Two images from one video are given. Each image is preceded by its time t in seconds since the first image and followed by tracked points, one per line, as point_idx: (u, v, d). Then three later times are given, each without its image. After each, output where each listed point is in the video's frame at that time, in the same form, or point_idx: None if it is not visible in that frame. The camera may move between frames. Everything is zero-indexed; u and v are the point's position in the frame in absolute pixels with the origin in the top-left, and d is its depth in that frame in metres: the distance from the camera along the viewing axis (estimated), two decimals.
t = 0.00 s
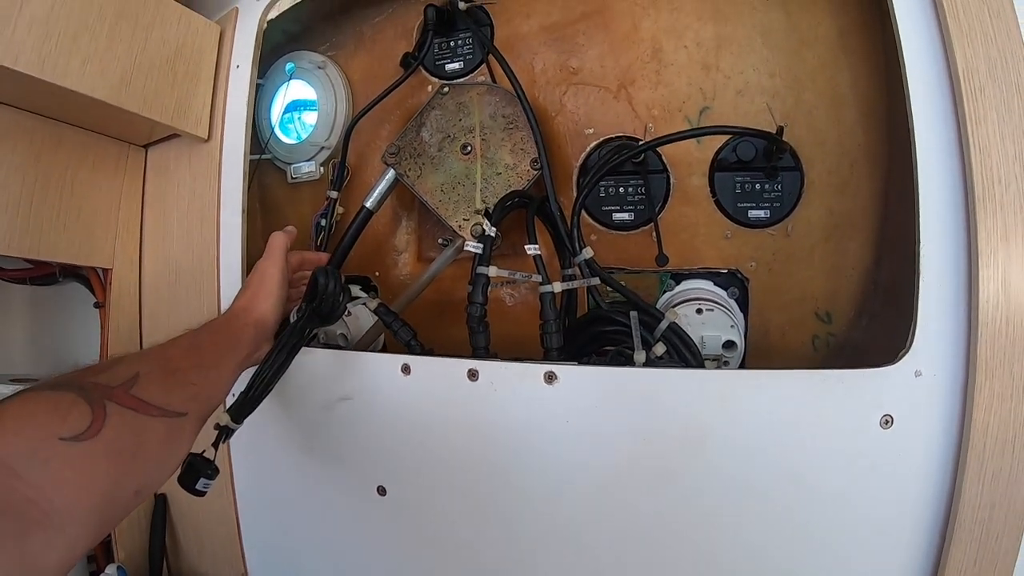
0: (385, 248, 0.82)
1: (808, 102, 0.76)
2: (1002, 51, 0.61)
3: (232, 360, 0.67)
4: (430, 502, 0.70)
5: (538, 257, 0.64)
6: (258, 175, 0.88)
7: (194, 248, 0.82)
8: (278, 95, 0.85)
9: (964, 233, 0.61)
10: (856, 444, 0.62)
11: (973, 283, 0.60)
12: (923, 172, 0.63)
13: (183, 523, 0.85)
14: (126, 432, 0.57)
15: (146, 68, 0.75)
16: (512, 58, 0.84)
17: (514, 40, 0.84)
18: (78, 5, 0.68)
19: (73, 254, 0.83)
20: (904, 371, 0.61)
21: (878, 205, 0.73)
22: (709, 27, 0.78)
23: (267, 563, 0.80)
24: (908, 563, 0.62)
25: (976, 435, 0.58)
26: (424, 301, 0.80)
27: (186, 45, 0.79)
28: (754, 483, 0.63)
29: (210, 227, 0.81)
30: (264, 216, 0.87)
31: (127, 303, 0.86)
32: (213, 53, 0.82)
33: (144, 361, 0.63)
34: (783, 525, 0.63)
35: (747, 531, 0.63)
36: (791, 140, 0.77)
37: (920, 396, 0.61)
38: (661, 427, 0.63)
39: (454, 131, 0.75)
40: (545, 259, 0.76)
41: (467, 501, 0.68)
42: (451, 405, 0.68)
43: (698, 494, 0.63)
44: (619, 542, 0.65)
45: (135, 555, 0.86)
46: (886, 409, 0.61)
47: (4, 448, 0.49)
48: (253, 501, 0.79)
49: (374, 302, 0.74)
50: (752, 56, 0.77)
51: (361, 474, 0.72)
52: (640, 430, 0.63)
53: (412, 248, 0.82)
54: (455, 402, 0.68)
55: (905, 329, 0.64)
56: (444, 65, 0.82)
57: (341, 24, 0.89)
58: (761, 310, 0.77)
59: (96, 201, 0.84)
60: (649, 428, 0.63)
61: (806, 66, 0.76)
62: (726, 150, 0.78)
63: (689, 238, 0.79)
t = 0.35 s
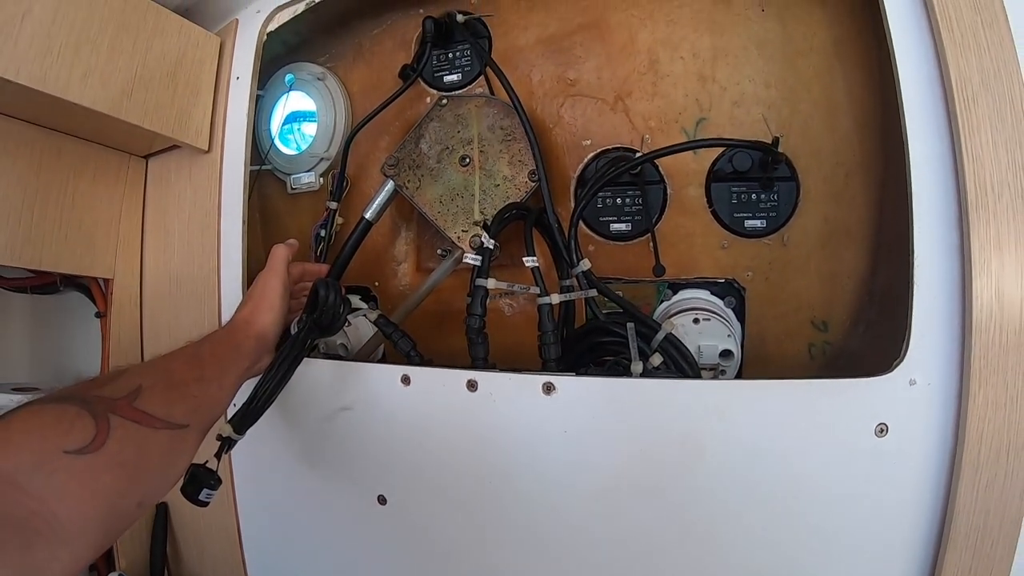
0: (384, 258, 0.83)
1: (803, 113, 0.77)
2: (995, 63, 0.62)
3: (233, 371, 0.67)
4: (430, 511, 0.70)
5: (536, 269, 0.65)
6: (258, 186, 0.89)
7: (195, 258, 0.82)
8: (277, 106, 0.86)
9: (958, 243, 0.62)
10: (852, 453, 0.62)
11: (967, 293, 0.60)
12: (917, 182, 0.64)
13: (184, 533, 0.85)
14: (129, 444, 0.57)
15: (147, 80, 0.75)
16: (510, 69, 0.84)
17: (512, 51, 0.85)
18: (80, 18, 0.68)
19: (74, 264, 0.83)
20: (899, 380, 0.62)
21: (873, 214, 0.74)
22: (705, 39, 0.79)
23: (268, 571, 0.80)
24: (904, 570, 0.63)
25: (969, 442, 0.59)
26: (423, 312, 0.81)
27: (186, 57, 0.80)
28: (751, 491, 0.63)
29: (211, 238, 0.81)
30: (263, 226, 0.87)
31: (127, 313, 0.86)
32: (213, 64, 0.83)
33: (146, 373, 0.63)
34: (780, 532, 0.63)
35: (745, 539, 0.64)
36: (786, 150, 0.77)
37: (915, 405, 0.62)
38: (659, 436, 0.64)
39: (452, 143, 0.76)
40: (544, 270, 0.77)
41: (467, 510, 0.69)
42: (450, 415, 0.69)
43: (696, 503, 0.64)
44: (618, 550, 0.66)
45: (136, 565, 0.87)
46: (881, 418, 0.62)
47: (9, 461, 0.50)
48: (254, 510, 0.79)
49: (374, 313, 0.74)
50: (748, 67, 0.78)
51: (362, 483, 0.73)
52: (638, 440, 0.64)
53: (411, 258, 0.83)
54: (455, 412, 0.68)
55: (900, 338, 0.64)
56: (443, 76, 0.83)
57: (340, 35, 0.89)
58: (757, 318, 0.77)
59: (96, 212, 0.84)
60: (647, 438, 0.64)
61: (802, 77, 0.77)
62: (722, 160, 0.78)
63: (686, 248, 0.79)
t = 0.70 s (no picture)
0: (384, 264, 0.83)
1: (801, 118, 0.77)
2: (991, 68, 0.62)
3: (234, 377, 0.68)
4: (431, 515, 0.70)
5: (535, 276, 0.65)
6: (258, 192, 0.89)
7: (196, 264, 0.83)
8: (278, 112, 0.86)
9: (955, 247, 0.62)
10: (851, 457, 0.63)
11: (964, 297, 0.61)
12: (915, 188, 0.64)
13: (185, 537, 0.85)
14: (131, 449, 0.57)
15: (148, 87, 0.76)
16: (509, 76, 0.85)
17: (511, 58, 0.85)
18: (81, 24, 0.69)
19: (75, 269, 0.83)
20: (896, 384, 0.62)
21: (871, 219, 0.74)
22: (703, 45, 0.80)
23: None
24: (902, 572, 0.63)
25: (968, 446, 0.59)
26: (423, 317, 0.81)
27: (187, 63, 0.80)
28: (749, 495, 0.64)
29: (212, 243, 0.82)
30: (264, 232, 0.88)
31: (128, 318, 0.87)
32: (214, 71, 0.83)
33: (147, 378, 0.64)
34: (779, 536, 0.64)
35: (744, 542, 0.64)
36: (784, 156, 0.78)
37: (913, 408, 0.62)
38: (658, 441, 0.64)
39: (452, 149, 0.76)
40: (543, 276, 0.77)
41: (468, 514, 0.69)
42: (451, 419, 0.69)
43: (695, 506, 0.64)
44: (618, 554, 0.66)
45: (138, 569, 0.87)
46: (880, 422, 0.62)
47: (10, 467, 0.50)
48: (255, 515, 0.80)
49: (374, 319, 0.74)
50: (745, 73, 0.79)
51: (362, 488, 0.73)
52: (638, 444, 0.64)
53: (411, 264, 0.83)
54: (455, 417, 0.69)
55: (897, 342, 0.65)
56: (443, 83, 0.84)
57: (340, 41, 0.90)
58: (756, 323, 0.78)
59: (98, 217, 0.85)
60: (648, 442, 0.64)
61: (799, 83, 0.77)
62: (721, 166, 0.79)
63: (685, 253, 0.80)
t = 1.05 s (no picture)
0: (385, 267, 0.83)
1: (802, 121, 0.77)
2: (993, 68, 0.62)
3: (235, 381, 0.67)
4: (434, 519, 0.70)
5: (537, 279, 0.65)
6: (260, 196, 0.89)
7: (197, 268, 0.83)
8: (279, 116, 0.86)
9: (958, 248, 0.62)
10: (854, 460, 0.62)
11: (967, 299, 0.61)
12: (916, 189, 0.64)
13: (186, 541, 0.85)
14: (132, 453, 0.57)
15: (150, 90, 0.76)
16: (510, 79, 0.85)
17: (512, 61, 0.85)
18: (83, 28, 0.69)
19: (77, 273, 0.83)
20: (899, 387, 0.62)
21: (872, 221, 0.74)
22: (704, 48, 0.80)
23: None
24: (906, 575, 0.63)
25: (971, 447, 0.59)
26: (426, 321, 0.81)
27: (189, 66, 0.80)
28: (752, 498, 0.63)
29: (213, 247, 0.82)
30: (265, 236, 0.87)
31: (130, 322, 0.87)
32: (215, 75, 0.83)
33: (149, 383, 0.63)
34: (782, 539, 0.63)
35: (747, 545, 0.64)
36: (785, 158, 0.78)
37: (916, 410, 0.62)
38: (660, 444, 0.64)
39: (454, 153, 0.76)
40: (545, 279, 0.77)
41: (470, 518, 0.69)
42: (453, 423, 0.69)
43: (697, 509, 0.64)
44: (621, 557, 0.66)
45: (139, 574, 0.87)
46: (883, 424, 0.62)
47: (11, 471, 0.50)
48: (257, 520, 0.79)
49: (376, 322, 0.74)
50: (747, 75, 0.79)
51: (365, 492, 0.73)
52: (640, 448, 0.64)
53: (412, 267, 0.83)
54: (457, 420, 0.69)
55: (900, 344, 0.65)
56: (443, 87, 0.84)
57: (340, 45, 0.90)
58: (758, 325, 0.78)
59: (99, 222, 0.85)
60: (651, 446, 0.64)
61: (800, 85, 0.77)
62: (722, 169, 0.79)
63: (686, 256, 0.80)
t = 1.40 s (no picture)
0: (391, 270, 0.83)
1: (810, 122, 0.77)
2: (1004, 68, 0.61)
3: (239, 386, 0.67)
4: (441, 525, 0.69)
5: (547, 282, 0.65)
6: (264, 198, 0.88)
7: (201, 271, 0.82)
8: (284, 117, 0.86)
9: (969, 250, 0.61)
10: (866, 463, 0.62)
11: (979, 301, 0.60)
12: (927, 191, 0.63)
13: (189, 546, 0.85)
14: (134, 460, 0.57)
15: (153, 92, 0.75)
16: (516, 80, 0.84)
17: (518, 62, 0.85)
18: (86, 29, 0.68)
19: (79, 275, 0.83)
20: (910, 390, 0.62)
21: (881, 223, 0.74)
22: (711, 49, 0.79)
23: None
24: None
25: (982, 451, 0.59)
26: (432, 324, 0.80)
27: (192, 67, 0.79)
28: (762, 502, 0.63)
29: (217, 249, 0.81)
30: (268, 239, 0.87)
31: (133, 325, 0.86)
32: (219, 76, 0.83)
33: (151, 389, 0.63)
34: (792, 543, 0.63)
35: (757, 550, 0.63)
36: (794, 160, 0.77)
37: (927, 414, 0.61)
38: (670, 449, 0.63)
39: (460, 154, 0.76)
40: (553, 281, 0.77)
41: (478, 522, 0.68)
42: (461, 428, 0.68)
43: (707, 514, 0.63)
44: (630, 562, 0.65)
45: None
46: (895, 427, 0.62)
47: (12, 479, 0.49)
48: (262, 525, 0.79)
49: (383, 325, 0.74)
50: (755, 77, 0.78)
51: (371, 497, 0.72)
52: (650, 452, 0.64)
53: (418, 270, 0.82)
54: (465, 424, 0.68)
55: (911, 345, 0.64)
56: (449, 88, 0.83)
57: (345, 46, 0.89)
58: (766, 328, 0.77)
59: (102, 224, 0.84)
60: (661, 450, 0.63)
61: (808, 86, 0.77)
62: (731, 170, 0.78)
63: (694, 258, 0.79)
